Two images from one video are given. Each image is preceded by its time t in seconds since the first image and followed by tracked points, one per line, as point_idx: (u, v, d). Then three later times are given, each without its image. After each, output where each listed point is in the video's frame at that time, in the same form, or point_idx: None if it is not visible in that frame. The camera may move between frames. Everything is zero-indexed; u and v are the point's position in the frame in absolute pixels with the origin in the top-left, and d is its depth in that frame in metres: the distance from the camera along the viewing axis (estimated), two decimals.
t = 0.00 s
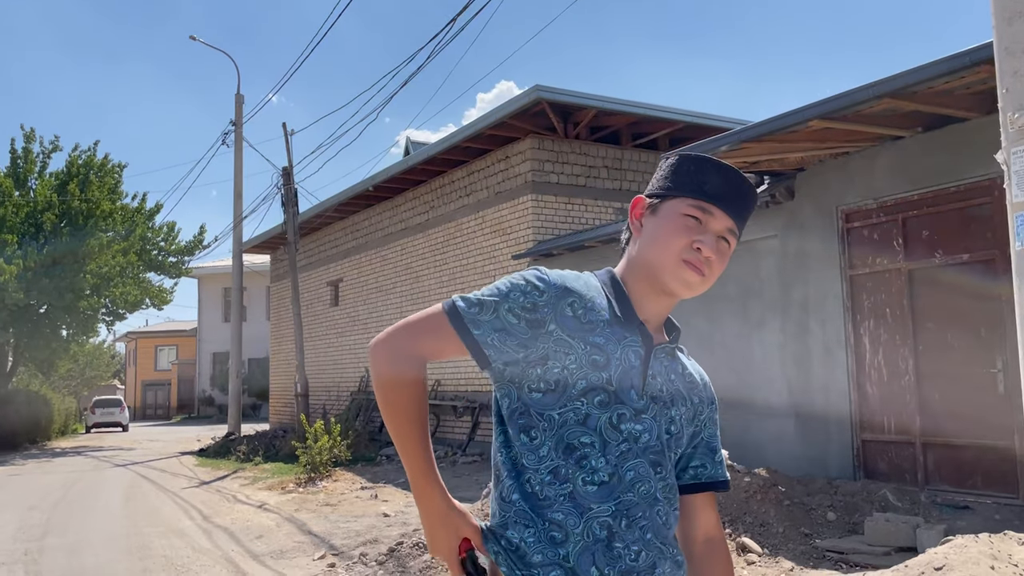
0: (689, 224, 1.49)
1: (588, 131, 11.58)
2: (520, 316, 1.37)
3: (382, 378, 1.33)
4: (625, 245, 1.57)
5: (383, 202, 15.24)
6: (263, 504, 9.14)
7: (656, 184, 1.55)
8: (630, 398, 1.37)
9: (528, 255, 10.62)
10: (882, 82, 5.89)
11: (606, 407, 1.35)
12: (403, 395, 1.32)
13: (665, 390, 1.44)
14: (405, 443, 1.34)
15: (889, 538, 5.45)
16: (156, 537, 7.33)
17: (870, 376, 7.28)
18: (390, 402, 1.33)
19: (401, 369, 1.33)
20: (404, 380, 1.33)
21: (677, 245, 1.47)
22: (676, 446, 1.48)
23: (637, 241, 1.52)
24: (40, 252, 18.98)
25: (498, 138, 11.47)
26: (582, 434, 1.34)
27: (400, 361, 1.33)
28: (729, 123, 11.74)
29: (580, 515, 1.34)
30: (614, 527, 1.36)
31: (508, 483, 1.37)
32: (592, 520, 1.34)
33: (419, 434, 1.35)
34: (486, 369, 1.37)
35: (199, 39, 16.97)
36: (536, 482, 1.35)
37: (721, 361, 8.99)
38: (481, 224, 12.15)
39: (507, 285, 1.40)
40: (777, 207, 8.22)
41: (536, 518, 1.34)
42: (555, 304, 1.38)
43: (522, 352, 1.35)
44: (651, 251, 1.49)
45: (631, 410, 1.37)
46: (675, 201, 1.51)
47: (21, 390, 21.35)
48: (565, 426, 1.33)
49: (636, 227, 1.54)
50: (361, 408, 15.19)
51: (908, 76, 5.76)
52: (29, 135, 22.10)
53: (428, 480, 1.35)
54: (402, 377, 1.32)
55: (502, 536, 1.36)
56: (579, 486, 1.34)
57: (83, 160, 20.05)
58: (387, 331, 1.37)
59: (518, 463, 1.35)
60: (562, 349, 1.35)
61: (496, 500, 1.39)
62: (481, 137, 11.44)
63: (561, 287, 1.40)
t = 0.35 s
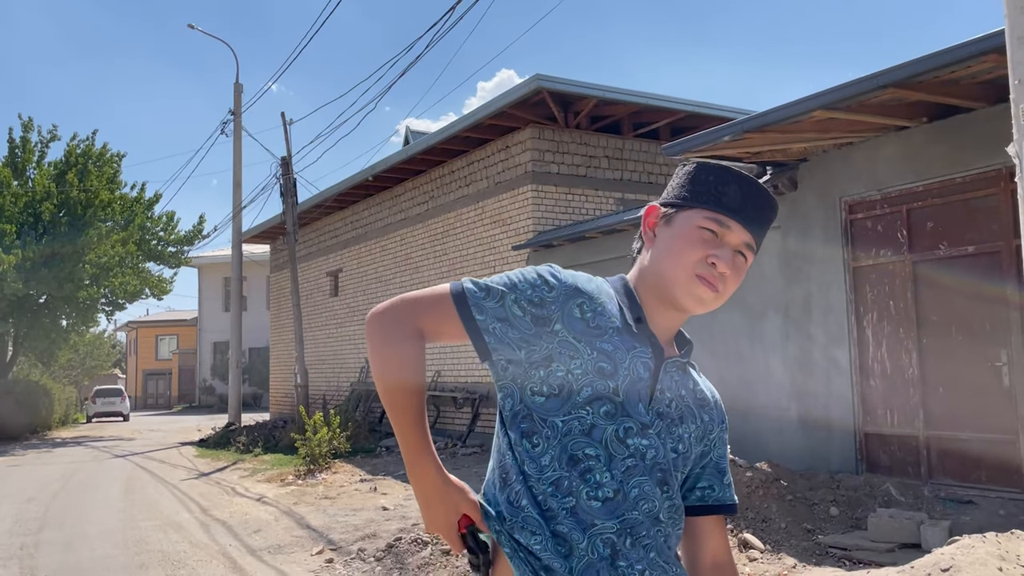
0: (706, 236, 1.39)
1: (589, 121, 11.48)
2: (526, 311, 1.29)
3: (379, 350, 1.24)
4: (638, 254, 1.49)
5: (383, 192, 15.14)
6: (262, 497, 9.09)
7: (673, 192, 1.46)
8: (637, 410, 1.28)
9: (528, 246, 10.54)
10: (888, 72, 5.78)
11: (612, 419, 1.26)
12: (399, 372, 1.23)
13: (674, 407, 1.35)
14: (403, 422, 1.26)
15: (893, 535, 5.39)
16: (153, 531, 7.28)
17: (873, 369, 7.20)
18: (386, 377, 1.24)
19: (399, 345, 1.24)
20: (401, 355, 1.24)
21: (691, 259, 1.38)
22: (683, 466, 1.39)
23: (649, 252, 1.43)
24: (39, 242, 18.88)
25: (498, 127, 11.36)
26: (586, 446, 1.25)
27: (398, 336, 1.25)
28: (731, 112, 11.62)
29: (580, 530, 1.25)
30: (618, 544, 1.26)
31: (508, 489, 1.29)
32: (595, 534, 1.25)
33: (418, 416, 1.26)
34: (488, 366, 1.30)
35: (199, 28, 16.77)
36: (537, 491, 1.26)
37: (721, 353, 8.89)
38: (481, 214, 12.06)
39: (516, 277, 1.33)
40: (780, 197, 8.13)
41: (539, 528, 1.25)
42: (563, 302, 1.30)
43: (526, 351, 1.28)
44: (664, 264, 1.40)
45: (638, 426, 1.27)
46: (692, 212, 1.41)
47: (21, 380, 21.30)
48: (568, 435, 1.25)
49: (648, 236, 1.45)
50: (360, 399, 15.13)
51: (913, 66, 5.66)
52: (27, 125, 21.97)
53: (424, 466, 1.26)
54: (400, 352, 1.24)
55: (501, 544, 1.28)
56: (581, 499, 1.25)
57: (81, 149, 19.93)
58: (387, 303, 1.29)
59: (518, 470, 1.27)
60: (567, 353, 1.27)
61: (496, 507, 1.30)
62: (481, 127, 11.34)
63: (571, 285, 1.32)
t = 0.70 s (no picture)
0: (719, 246, 1.31)
1: (592, 110, 11.37)
2: (531, 322, 1.19)
3: (375, 368, 1.15)
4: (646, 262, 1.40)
5: (385, 181, 15.03)
6: (263, 490, 9.03)
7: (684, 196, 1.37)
8: (650, 428, 1.20)
9: (531, 236, 10.43)
10: (897, 61, 5.67)
11: (624, 438, 1.18)
12: (400, 389, 1.15)
13: (688, 423, 1.27)
14: (400, 441, 1.16)
15: (901, 532, 5.31)
16: (152, 525, 7.21)
17: (880, 362, 7.10)
18: (387, 396, 1.15)
19: (399, 362, 1.15)
20: (402, 371, 1.15)
21: (705, 269, 1.29)
22: (698, 487, 1.31)
23: (659, 261, 1.35)
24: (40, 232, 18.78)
25: (501, 116, 11.25)
26: (597, 467, 1.16)
27: (396, 353, 1.15)
28: (736, 101, 11.50)
29: (593, 555, 1.16)
30: (631, 572, 1.17)
31: (514, 512, 1.20)
32: (607, 560, 1.16)
33: (420, 434, 1.17)
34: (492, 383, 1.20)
35: (199, 16, 16.61)
36: (545, 515, 1.18)
37: (726, 346, 8.79)
38: (483, 205, 11.96)
39: (520, 287, 1.23)
40: (786, 188, 8.01)
41: (547, 554, 1.16)
42: (571, 311, 1.20)
43: (533, 367, 1.18)
44: (675, 274, 1.31)
45: (651, 445, 1.19)
46: (704, 220, 1.32)
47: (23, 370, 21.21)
48: (577, 455, 1.17)
49: (658, 244, 1.36)
50: (363, 390, 15.08)
51: (922, 55, 5.55)
52: (27, 114, 21.84)
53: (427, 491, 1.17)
54: (400, 371, 1.15)
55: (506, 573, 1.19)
56: (592, 523, 1.17)
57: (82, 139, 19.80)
58: (383, 321, 1.20)
59: (525, 492, 1.19)
60: (577, 367, 1.18)
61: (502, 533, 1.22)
62: (483, 116, 11.22)
63: (578, 293, 1.22)
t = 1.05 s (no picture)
0: (758, 262, 1.24)
1: (599, 102, 11.27)
2: (540, 341, 1.10)
3: (375, 400, 1.09)
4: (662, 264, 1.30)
5: (391, 175, 14.95)
6: (268, 486, 8.98)
7: (714, 199, 1.27)
8: (668, 446, 1.12)
9: (537, 230, 10.34)
10: (909, 52, 5.56)
11: (640, 458, 1.10)
12: (402, 419, 1.09)
13: (705, 438, 1.19)
14: (400, 468, 1.11)
15: (913, 531, 5.23)
16: (157, 522, 7.18)
17: (891, 358, 7.00)
18: (390, 429, 1.09)
19: (400, 392, 1.09)
20: (405, 400, 1.09)
21: (744, 287, 1.22)
22: (715, 506, 1.23)
23: (686, 270, 1.26)
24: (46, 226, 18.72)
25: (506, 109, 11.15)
26: (613, 490, 1.09)
27: (396, 384, 1.09)
28: (744, 93, 11.38)
29: None
30: None
31: (523, 539, 1.11)
32: None
33: (425, 464, 1.11)
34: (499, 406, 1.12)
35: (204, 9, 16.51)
36: (557, 542, 1.09)
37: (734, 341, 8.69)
38: (489, 198, 11.87)
39: (523, 304, 1.14)
40: (795, 181, 7.91)
41: None
42: (580, 327, 1.12)
43: (543, 386, 1.10)
44: (710, 291, 1.23)
45: (670, 464, 1.12)
46: (742, 231, 1.24)
47: (31, 363, 21.25)
48: (592, 477, 1.09)
49: (683, 249, 1.26)
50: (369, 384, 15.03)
51: (935, 46, 5.44)
52: (33, 108, 21.79)
53: (437, 529, 1.11)
54: (402, 401, 1.09)
55: None
56: (609, 551, 1.08)
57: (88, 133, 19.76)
58: (381, 348, 1.13)
59: (534, 519, 1.10)
60: (591, 386, 1.10)
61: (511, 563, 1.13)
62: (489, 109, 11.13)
63: (587, 305, 1.14)
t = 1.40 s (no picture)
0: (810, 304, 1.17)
1: (608, 95, 11.18)
2: (547, 365, 1.00)
3: (372, 432, 1.03)
4: (704, 272, 1.15)
5: (399, 168, 14.88)
6: (277, 482, 8.96)
7: (784, 225, 1.15)
8: (685, 469, 1.04)
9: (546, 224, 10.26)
10: (924, 43, 5.45)
11: (655, 485, 1.01)
12: (401, 452, 1.03)
13: (722, 458, 1.11)
14: (399, 500, 1.05)
15: (927, 530, 5.14)
16: (165, 518, 7.15)
17: (904, 353, 6.90)
18: (386, 464, 1.03)
19: (395, 424, 1.02)
20: (403, 430, 1.03)
21: (796, 330, 1.15)
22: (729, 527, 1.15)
23: (740, 296, 1.13)
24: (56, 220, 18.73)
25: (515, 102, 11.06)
26: (627, 518, 1.01)
27: (393, 416, 1.02)
28: (755, 85, 11.24)
29: None
30: None
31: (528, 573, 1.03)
32: None
33: (421, 497, 1.05)
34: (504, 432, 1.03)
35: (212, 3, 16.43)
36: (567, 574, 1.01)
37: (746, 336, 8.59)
38: (498, 192, 11.80)
39: (529, 322, 1.04)
40: (807, 174, 7.80)
41: None
42: (591, 348, 1.02)
43: (552, 413, 1.01)
44: (762, 324, 1.14)
45: (688, 489, 1.04)
46: (805, 268, 1.16)
47: (42, 357, 21.31)
48: (604, 505, 1.01)
49: (740, 271, 1.13)
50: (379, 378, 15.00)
51: (950, 36, 5.33)
52: (43, 103, 21.81)
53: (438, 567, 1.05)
54: (400, 433, 1.02)
55: None
56: None
57: (98, 127, 19.75)
58: (377, 373, 1.05)
59: (540, 548, 1.02)
60: (603, 410, 1.01)
61: None
62: (497, 102, 11.04)
63: (596, 322, 1.04)
